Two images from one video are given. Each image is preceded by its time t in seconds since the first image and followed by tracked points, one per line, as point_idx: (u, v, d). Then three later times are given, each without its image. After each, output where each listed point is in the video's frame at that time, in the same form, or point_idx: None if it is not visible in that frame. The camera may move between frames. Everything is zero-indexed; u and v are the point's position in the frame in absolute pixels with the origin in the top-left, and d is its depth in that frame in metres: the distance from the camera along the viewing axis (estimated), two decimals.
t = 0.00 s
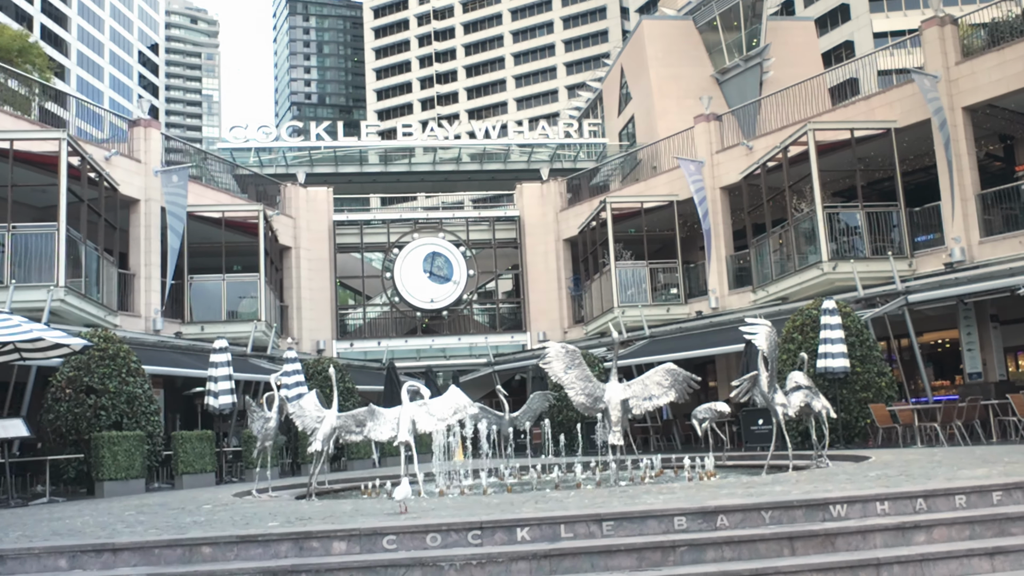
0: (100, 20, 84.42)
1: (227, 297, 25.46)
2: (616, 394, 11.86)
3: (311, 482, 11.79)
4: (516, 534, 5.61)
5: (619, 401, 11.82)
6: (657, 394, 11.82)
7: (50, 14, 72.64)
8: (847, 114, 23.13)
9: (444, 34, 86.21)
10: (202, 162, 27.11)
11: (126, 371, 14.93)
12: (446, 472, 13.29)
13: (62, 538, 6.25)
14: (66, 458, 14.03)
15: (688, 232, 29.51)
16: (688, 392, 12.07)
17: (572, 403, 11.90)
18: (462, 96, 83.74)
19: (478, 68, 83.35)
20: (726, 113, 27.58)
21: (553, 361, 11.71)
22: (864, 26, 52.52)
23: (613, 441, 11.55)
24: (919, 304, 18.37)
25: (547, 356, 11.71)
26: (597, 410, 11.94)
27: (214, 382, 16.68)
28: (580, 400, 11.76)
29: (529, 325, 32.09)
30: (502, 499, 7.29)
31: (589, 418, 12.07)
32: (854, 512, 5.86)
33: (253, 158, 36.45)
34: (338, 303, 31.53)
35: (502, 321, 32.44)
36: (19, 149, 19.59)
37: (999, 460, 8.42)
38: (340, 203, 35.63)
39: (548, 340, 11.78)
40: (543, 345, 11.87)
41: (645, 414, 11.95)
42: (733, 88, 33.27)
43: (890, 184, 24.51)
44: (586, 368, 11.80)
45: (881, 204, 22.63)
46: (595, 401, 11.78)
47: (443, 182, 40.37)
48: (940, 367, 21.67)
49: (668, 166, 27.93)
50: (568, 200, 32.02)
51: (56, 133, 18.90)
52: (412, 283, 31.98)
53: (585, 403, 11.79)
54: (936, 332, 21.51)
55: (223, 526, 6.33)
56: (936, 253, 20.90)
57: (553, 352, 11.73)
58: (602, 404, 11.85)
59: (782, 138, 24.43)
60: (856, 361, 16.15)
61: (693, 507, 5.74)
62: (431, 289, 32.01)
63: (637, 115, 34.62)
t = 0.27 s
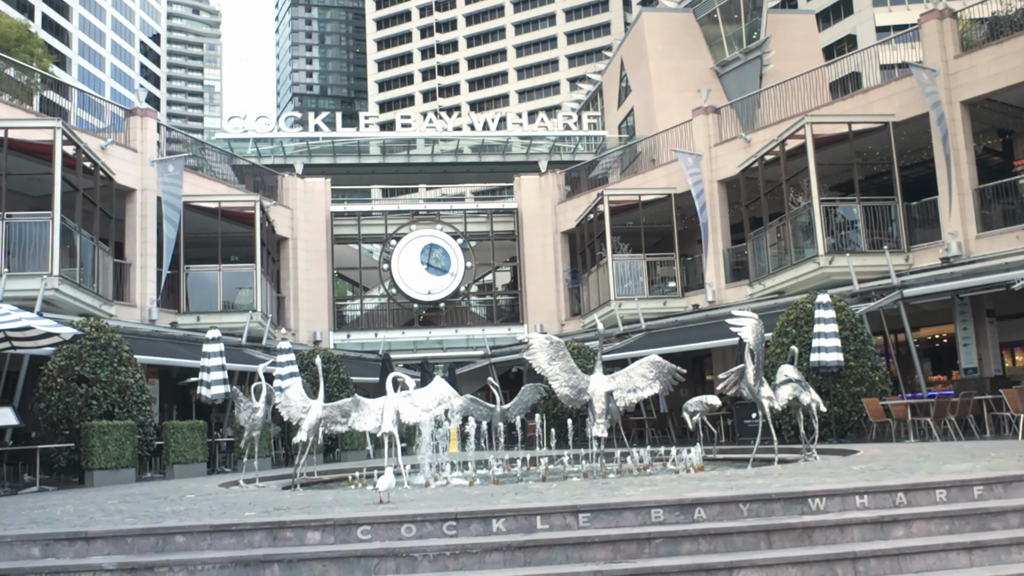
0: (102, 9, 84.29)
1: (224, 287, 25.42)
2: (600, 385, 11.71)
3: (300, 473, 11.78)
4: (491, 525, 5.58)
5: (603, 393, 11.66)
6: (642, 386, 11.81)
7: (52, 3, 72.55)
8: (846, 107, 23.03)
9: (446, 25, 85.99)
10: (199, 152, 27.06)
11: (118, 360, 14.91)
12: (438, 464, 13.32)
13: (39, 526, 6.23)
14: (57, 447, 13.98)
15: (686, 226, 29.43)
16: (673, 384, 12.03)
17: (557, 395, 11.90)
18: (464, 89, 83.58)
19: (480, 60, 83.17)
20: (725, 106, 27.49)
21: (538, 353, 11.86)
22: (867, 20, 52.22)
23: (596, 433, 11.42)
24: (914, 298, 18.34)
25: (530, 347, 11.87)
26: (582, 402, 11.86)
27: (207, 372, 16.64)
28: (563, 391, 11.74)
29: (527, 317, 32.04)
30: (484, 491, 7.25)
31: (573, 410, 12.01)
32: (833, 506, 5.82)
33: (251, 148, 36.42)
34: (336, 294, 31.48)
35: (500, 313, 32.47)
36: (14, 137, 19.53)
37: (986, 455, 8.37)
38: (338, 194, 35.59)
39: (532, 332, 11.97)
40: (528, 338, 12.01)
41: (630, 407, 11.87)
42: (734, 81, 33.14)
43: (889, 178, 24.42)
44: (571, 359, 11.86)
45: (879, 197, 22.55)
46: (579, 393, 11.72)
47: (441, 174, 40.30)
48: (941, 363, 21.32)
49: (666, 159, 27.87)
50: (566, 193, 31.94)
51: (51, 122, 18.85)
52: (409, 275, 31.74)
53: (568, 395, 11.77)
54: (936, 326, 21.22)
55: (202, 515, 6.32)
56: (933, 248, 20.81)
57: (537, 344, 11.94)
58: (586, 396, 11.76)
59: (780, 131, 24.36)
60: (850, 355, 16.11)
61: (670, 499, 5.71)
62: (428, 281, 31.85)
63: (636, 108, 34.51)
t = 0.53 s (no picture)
0: (102, 4, 84.12)
1: (219, 282, 25.37)
2: (584, 381, 11.96)
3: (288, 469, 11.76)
4: (466, 521, 5.57)
5: (587, 388, 11.91)
6: (624, 382, 11.75)
7: None
8: (842, 105, 22.99)
9: (446, 21, 85.85)
10: (195, 147, 27.04)
11: (109, 355, 14.88)
12: (428, 460, 13.35)
13: (15, 520, 6.22)
14: (47, 442, 13.98)
15: (683, 223, 29.40)
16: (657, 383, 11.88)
17: (540, 391, 12.18)
18: (464, 85, 83.48)
19: (480, 56, 83.06)
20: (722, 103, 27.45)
21: (521, 350, 12.03)
22: (867, 17, 52.04)
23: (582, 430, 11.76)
24: (908, 296, 18.30)
25: (514, 343, 12.11)
26: (565, 398, 12.18)
27: (199, 367, 16.59)
28: (546, 387, 12.06)
29: (523, 314, 32.11)
30: (464, 487, 7.23)
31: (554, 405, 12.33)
32: (810, 503, 5.81)
33: (248, 143, 36.39)
34: (331, 290, 31.46)
35: (496, 310, 32.36)
36: (8, 131, 19.50)
37: (970, 453, 8.36)
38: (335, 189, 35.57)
39: (516, 329, 12.18)
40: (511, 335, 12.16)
41: (615, 404, 11.93)
42: (731, 78, 33.12)
43: (884, 176, 24.39)
44: (554, 356, 12.12)
45: (874, 195, 22.52)
46: (563, 389, 12.03)
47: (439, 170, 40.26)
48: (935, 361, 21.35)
49: (663, 156, 27.84)
50: (563, 189, 31.90)
51: (44, 117, 18.83)
52: (406, 271, 31.93)
53: (551, 390, 12.09)
54: (930, 325, 21.20)
55: (179, 509, 6.31)
56: (928, 246, 20.77)
57: (520, 340, 12.08)
58: (569, 392, 12.06)
59: (776, 128, 24.32)
60: (842, 353, 16.08)
61: (646, 496, 5.70)
62: (425, 277, 32.06)
63: (634, 105, 34.46)
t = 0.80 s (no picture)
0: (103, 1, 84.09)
1: (214, 279, 25.36)
2: (566, 381, 11.94)
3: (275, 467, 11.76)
4: (440, 520, 5.56)
5: (569, 388, 11.95)
6: (607, 381, 11.77)
7: None
8: (837, 104, 22.96)
9: (446, 19, 85.75)
10: (192, 145, 27.04)
11: (100, 352, 14.88)
12: (417, 458, 13.36)
13: None
14: (38, 439, 13.98)
15: (678, 221, 29.38)
16: (638, 382, 11.90)
17: (522, 390, 12.07)
18: (464, 82, 83.42)
19: (481, 54, 82.98)
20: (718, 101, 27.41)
21: (502, 349, 11.85)
22: (867, 16, 51.87)
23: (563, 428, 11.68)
24: (901, 296, 18.26)
25: (496, 342, 11.85)
26: (548, 397, 12.11)
27: (191, 364, 16.57)
28: (529, 386, 11.95)
29: (519, 312, 32.01)
30: (444, 486, 7.24)
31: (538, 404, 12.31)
32: (785, 503, 5.81)
33: (245, 140, 36.36)
34: (327, 288, 31.45)
35: (493, 307, 32.33)
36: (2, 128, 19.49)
37: (955, 452, 8.35)
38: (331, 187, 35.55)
39: (498, 327, 11.96)
40: (493, 334, 11.93)
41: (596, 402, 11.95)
42: (729, 77, 32.98)
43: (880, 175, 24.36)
44: (536, 355, 11.98)
45: (868, 194, 22.50)
46: (545, 388, 11.96)
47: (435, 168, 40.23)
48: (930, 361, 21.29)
49: (659, 154, 27.82)
50: (559, 188, 31.88)
51: (38, 114, 18.82)
52: (401, 269, 31.76)
53: (534, 389, 11.99)
54: (924, 324, 21.15)
55: (157, 507, 6.31)
56: (922, 245, 20.77)
57: (502, 339, 11.90)
58: (551, 391, 12.02)
59: (772, 127, 24.30)
60: (834, 352, 16.08)
61: (620, 495, 5.70)
62: (421, 274, 31.86)
63: (631, 103, 34.42)
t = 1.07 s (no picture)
0: None
1: (209, 276, 25.32)
2: (550, 378, 11.93)
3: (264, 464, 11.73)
4: (415, 517, 5.54)
5: (552, 385, 11.91)
6: (591, 378, 11.91)
7: None
8: (833, 102, 22.92)
9: (446, 16, 85.66)
10: (188, 142, 27.01)
11: (92, 349, 14.87)
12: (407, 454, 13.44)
13: None
14: (28, 436, 13.96)
15: (675, 219, 29.34)
16: (621, 378, 12.04)
17: (505, 386, 12.08)
18: (464, 80, 83.38)
19: (480, 51, 82.90)
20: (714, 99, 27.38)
21: (486, 346, 11.85)
22: (867, 13, 51.68)
23: (545, 425, 11.67)
24: (895, 294, 18.23)
25: (480, 339, 11.86)
26: (531, 394, 12.05)
27: (183, 361, 16.54)
28: (512, 383, 11.95)
29: (515, 309, 32.09)
30: (426, 483, 7.22)
31: (521, 399, 12.25)
32: (763, 500, 5.80)
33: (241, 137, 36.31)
34: (323, 285, 31.43)
35: (489, 305, 32.50)
36: None
37: (940, 450, 8.33)
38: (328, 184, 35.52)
39: (482, 324, 11.93)
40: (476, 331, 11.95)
41: (578, 398, 12.05)
42: (726, 74, 32.92)
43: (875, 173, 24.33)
44: (520, 353, 11.98)
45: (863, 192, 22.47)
46: (529, 385, 11.90)
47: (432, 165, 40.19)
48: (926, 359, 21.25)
49: (655, 152, 27.79)
50: (555, 185, 31.86)
51: (31, 110, 18.79)
52: (397, 266, 31.80)
53: (516, 386, 11.97)
54: (919, 323, 21.10)
55: (136, 504, 6.29)
56: (917, 243, 20.76)
57: (485, 336, 11.89)
58: (534, 389, 11.96)
59: (767, 125, 24.27)
60: (826, 350, 16.09)
61: (597, 492, 5.68)
62: (417, 273, 31.91)
63: (628, 101, 34.37)
